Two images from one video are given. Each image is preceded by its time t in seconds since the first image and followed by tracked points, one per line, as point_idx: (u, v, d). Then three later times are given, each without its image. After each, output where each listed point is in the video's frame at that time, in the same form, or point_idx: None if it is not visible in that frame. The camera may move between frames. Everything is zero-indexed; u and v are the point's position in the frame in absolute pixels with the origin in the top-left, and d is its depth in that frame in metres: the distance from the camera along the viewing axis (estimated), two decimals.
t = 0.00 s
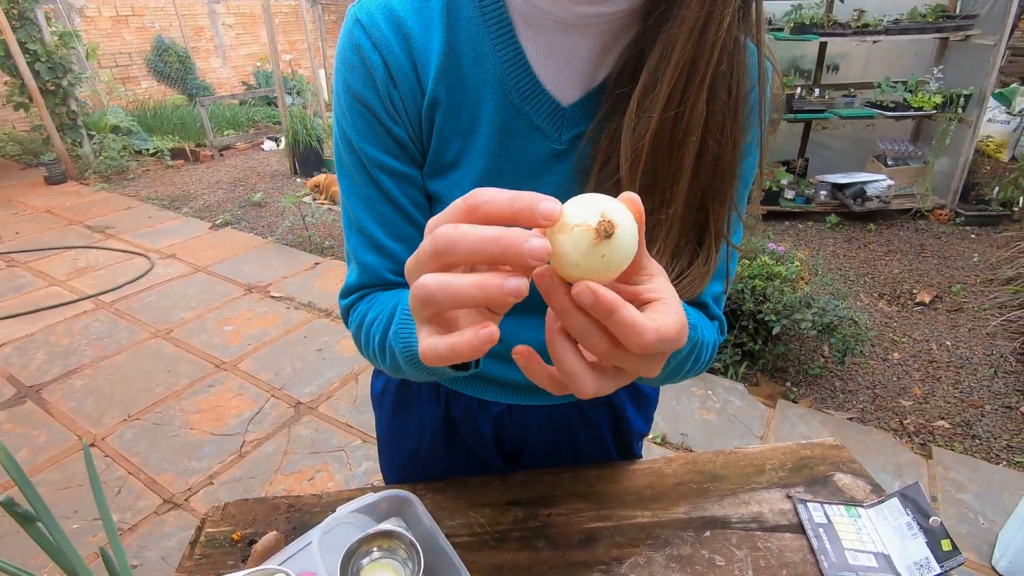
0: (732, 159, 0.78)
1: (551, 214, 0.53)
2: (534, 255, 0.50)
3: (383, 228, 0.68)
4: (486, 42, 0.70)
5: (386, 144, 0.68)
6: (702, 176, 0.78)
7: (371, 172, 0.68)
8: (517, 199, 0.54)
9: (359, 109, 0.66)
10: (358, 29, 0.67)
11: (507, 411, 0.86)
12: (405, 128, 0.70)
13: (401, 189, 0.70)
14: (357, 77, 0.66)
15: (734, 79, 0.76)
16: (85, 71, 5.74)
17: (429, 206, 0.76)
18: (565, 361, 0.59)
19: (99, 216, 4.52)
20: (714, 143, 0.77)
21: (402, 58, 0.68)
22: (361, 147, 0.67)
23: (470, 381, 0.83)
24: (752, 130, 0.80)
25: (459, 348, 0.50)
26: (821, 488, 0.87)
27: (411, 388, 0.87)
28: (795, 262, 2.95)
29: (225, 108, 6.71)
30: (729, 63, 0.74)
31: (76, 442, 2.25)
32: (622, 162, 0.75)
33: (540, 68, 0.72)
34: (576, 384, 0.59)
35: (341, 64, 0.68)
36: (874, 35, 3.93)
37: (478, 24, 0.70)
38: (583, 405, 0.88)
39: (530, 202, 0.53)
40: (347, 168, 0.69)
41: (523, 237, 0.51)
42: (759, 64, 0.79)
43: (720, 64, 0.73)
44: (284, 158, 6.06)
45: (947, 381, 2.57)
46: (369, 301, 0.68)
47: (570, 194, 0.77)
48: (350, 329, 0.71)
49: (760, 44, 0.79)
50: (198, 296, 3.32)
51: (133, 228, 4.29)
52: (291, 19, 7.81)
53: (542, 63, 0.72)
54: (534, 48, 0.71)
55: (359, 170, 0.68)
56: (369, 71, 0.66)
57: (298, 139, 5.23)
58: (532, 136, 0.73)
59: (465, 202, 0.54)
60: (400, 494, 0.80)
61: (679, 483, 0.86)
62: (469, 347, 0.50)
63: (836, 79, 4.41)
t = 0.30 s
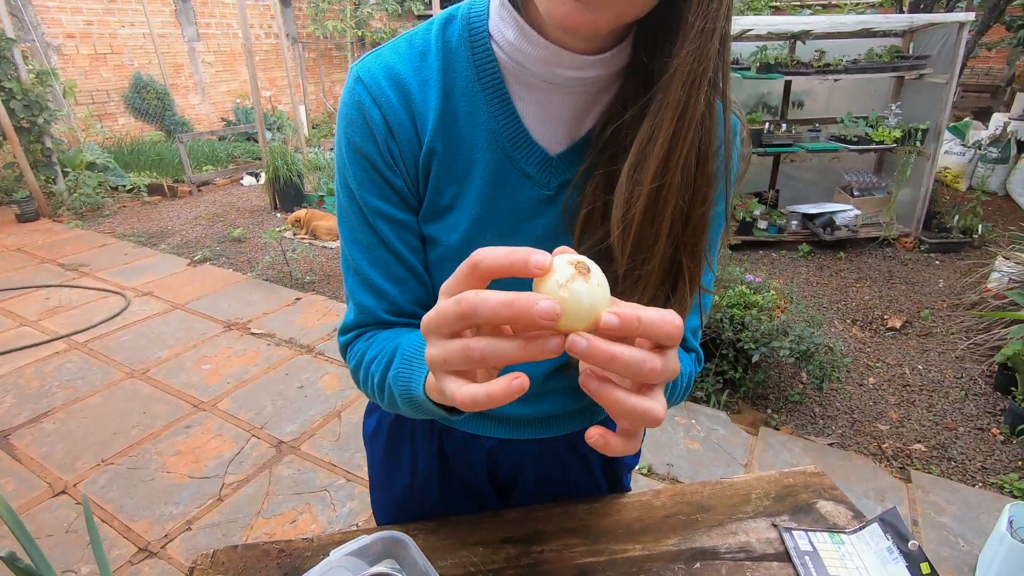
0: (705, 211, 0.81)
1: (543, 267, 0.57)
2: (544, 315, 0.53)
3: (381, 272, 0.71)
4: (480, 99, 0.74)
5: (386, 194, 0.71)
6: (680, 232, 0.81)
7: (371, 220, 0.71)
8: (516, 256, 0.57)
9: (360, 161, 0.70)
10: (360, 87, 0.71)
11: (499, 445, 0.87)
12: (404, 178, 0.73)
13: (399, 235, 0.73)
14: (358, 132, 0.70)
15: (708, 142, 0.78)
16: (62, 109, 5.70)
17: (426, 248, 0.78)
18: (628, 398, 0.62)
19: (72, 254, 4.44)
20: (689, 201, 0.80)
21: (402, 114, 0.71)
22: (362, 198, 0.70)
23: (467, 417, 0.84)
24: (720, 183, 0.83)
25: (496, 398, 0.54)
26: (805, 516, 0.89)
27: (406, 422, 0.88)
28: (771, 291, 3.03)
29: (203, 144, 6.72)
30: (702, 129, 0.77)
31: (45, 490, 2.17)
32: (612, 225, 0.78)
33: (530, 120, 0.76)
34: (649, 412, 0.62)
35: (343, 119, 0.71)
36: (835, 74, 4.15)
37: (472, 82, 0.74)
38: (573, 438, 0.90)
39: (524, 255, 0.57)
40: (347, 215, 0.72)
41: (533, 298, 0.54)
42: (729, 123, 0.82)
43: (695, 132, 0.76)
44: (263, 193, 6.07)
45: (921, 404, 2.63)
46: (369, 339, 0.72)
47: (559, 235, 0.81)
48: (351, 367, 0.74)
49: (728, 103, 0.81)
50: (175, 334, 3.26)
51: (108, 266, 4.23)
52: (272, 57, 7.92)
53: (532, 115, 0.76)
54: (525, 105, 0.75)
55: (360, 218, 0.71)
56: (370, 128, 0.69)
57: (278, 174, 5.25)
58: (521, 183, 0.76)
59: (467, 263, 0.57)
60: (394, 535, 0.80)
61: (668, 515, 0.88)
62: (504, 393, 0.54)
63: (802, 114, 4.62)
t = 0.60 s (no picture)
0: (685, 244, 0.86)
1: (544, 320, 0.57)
2: (540, 361, 0.56)
3: (380, 299, 0.72)
4: (476, 135, 0.76)
5: (385, 224, 0.72)
6: (667, 266, 0.85)
7: (370, 249, 0.71)
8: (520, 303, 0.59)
9: (360, 193, 0.70)
10: (361, 122, 0.72)
11: (492, 471, 0.88)
12: (403, 209, 0.73)
13: (397, 263, 0.73)
14: (359, 165, 0.70)
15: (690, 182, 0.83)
16: (45, 135, 5.66)
17: (421, 277, 0.78)
18: (635, 446, 0.64)
19: (52, 281, 4.37)
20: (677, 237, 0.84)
21: (401, 148, 0.72)
22: (362, 228, 0.70)
23: (460, 443, 0.85)
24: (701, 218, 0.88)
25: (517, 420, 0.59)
26: (792, 537, 0.91)
27: (400, 447, 0.88)
28: (754, 313, 3.09)
29: (188, 169, 6.70)
30: (687, 171, 0.82)
31: (20, 525, 2.10)
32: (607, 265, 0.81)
33: (522, 156, 0.78)
34: (652, 461, 0.66)
35: (344, 153, 0.72)
36: (809, 102, 4.30)
37: (468, 120, 0.76)
38: (565, 461, 0.91)
39: (523, 309, 0.57)
40: (347, 245, 0.73)
41: (529, 345, 0.56)
42: (710, 164, 0.87)
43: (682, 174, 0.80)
44: (248, 218, 6.06)
45: (903, 423, 2.68)
46: (369, 364, 0.72)
47: (549, 263, 0.82)
48: (351, 394, 0.74)
49: (707, 142, 0.85)
50: (158, 362, 3.22)
51: (89, 293, 4.17)
52: (258, 83, 7.97)
53: (522, 152, 0.78)
54: (518, 142, 0.78)
55: (359, 247, 0.72)
56: (370, 160, 0.70)
57: (264, 199, 5.25)
58: (513, 214, 0.78)
59: (472, 305, 0.60)
60: (388, 565, 0.80)
61: (659, 539, 0.89)
62: (524, 415, 0.59)
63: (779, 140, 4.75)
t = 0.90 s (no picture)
0: (675, 267, 0.89)
1: (572, 357, 0.59)
2: (560, 394, 0.56)
3: (375, 323, 0.72)
4: (470, 163, 0.78)
5: (381, 250, 0.73)
6: (664, 287, 0.88)
7: (366, 274, 0.72)
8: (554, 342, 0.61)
9: (355, 219, 0.71)
10: (358, 152, 0.74)
11: (486, 493, 0.88)
12: (398, 235, 0.74)
13: (392, 287, 0.74)
14: (355, 192, 0.72)
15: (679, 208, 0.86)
16: (29, 159, 5.61)
17: (416, 300, 0.79)
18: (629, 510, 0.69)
19: (33, 306, 4.30)
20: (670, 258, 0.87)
21: (398, 176, 0.74)
22: (359, 254, 0.71)
23: (455, 465, 0.85)
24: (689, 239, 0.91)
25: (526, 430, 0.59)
26: (783, 556, 0.92)
27: (395, 469, 0.89)
28: (740, 333, 3.13)
29: (174, 193, 6.68)
30: (678, 195, 0.85)
31: None
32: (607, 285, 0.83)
33: (515, 183, 0.80)
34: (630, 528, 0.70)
35: (341, 181, 0.74)
36: (789, 127, 4.42)
37: (462, 149, 0.78)
38: (559, 482, 0.92)
39: (554, 346, 0.59)
40: (343, 271, 0.73)
41: (553, 375, 0.57)
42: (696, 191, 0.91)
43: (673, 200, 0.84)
44: (235, 241, 6.04)
45: (889, 441, 2.71)
46: (362, 386, 0.72)
47: (542, 284, 0.83)
48: (345, 418, 0.74)
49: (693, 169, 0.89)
50: (142, 388, 3.17)
51: (71, 317, 4.11)
52: (246, 107, 8.01)
53: (516, 179, 0.80)
54: (510, 169, 0.80)
55: (354, 271, 0.72)
56: (366, 188, 0.72)
57: (251, 222, 5.24)
58: (507, 238, 0.79)
59: (504, 330, 0.61)
60: None
61: (652, 560, 0.90)
62: (550, 416, 0.60)
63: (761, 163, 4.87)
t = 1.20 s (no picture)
0: (668, 289, 0.91)
1: (556, 403, 0.58)
2: (539, 438, 0.57)
3: (370, 341, 0.72)
4: (467, 186, 0.80)
5: (379, 269, 0.74)
6: (661, 308, 0.90)
7: (363, 291, 0.72)
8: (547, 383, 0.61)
9: (355, 237, 0.72)
10: (359, 172, 0.75)
11: (481, 515, 0.88)
12: (396, 254, 0.75)
13: (390, 306, 0.75)
14: (356, 211, 0.73)
15: (674, 231, 0.89)
16: (13, 180, 5.56)
17: (412, 320, 0.79)
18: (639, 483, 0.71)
19: (14, 329, 4.23)
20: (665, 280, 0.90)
21: (398, 198, 0.76)
22: (356, 272, 0.72)
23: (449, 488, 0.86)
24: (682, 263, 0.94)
25: (492, 464, 0.58)
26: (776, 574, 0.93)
27: (389, 493, 0.89)
28: (728, 353, 3.16)
29: (161, 214, 6.64)
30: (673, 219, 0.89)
31: None
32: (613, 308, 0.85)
33: (512, 205, 0.82)
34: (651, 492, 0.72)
35: (341, 200, 0.75)
36: (772, 150, 4.53)
37: (461, 172, 0.80)
38: (553, 502, 0.92)
39: (539, 390, 0.58)
40: (340, 289, 0.74)
41: (533, 421, 0.57)
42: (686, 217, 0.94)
43: (665, 223, 0.87)
44: (223, 263, 6.00)
45: (877, 460, 2.74)
46: (348, 404, 0.72)
47: (538, 304, 0.84)
48: (330, 435, 0.74)
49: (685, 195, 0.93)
50: (125, 412, 3.11)
51: (53, 341, 4.04)
52: (236, 129, 8.02)
53: (513, 201, 0.82)
54: (506, 190, 0.82)
55: (351, 289, 0.73)
56: (367, 208, 0.73)
57: (240, 244, 5.21)
58: (503, 258, 0.81)
59: (488, 370, 0.59)
60: None
61: None
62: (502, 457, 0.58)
63: (745, 186, 4.97)
